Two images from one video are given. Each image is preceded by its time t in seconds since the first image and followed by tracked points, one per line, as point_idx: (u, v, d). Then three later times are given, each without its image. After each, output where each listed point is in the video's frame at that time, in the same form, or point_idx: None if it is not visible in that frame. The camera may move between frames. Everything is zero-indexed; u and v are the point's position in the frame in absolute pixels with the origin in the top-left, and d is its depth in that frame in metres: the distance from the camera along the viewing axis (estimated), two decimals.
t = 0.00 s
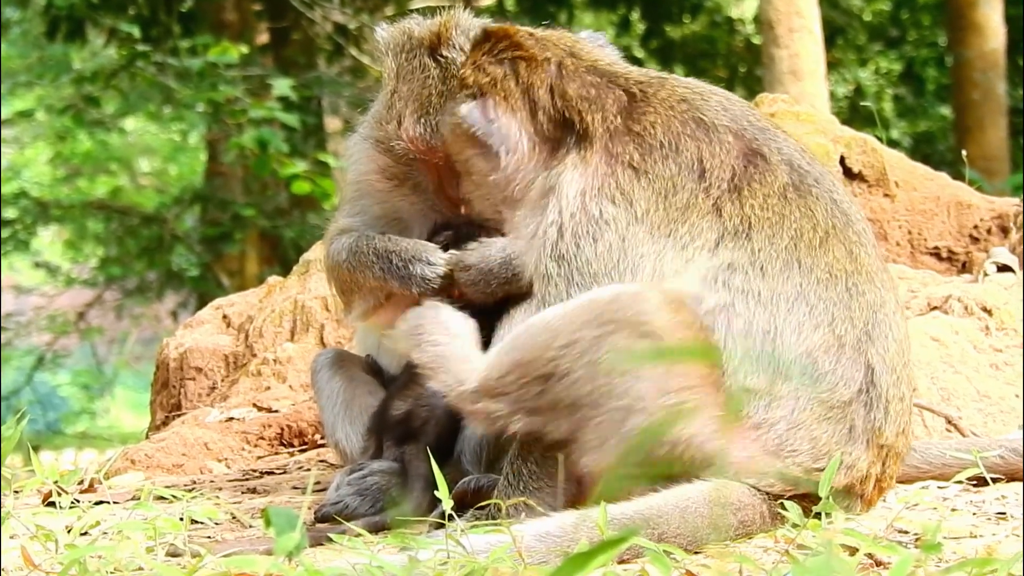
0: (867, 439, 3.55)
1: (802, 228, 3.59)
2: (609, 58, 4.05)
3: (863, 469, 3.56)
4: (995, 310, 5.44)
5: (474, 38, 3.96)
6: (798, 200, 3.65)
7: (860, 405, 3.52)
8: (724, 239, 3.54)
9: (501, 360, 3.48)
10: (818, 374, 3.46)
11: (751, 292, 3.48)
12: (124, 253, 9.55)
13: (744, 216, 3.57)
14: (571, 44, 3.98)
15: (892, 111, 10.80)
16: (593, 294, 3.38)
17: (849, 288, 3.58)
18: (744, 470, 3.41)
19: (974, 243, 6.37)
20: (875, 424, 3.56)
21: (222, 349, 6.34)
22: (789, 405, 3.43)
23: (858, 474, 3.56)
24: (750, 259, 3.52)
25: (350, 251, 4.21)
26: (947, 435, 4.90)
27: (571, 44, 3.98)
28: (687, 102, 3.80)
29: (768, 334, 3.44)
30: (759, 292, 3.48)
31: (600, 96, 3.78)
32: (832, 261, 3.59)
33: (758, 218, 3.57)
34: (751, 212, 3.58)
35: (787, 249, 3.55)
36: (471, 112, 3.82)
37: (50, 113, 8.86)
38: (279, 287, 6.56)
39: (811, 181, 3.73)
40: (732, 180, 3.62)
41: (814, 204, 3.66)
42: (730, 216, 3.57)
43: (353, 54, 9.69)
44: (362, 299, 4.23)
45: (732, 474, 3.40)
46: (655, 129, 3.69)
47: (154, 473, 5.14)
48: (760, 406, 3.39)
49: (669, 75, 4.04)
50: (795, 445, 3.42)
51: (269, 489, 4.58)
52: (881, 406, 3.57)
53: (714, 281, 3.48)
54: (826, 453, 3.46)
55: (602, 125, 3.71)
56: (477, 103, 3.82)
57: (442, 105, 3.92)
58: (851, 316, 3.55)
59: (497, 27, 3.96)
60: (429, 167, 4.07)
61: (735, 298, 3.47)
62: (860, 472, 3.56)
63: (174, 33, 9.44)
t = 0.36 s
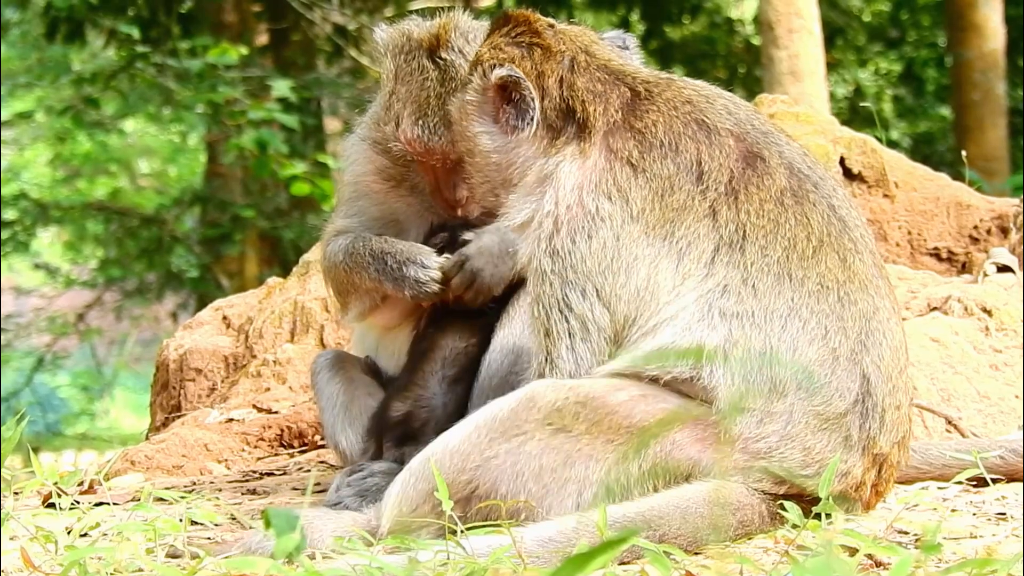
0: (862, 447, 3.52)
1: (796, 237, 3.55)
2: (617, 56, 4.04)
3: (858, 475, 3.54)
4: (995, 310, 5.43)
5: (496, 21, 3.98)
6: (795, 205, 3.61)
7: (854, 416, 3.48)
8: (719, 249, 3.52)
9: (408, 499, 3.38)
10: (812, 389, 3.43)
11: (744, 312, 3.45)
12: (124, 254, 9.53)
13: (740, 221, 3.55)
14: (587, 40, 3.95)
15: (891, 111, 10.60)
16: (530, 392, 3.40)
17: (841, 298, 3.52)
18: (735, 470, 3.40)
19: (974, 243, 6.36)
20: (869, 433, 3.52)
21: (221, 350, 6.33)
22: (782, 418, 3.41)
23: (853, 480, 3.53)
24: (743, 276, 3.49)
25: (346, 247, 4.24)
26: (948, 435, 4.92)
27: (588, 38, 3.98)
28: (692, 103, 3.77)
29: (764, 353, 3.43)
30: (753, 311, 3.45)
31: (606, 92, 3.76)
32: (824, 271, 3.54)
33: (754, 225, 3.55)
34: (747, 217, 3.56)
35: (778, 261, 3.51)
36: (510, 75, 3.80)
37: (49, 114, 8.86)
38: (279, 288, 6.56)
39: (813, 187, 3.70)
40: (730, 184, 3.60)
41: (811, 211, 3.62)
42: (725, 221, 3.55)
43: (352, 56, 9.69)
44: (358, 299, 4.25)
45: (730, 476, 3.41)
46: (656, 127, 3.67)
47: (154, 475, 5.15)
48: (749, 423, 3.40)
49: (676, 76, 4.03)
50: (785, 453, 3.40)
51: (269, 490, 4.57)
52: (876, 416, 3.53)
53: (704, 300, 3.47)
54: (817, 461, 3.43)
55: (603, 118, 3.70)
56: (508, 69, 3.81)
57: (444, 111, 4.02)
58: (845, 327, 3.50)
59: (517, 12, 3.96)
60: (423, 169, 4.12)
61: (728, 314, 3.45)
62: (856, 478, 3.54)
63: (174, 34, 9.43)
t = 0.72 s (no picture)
0: (866, 449, 3.53)
1: (797, 239, 3.56)
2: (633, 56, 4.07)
3: (861, 477, 3.55)
4: (994, 311, 5.42)
5: None
6: (798, 208, 3.62)
7: (859, 418, 3.49)
8: (722, 254, 3.52)
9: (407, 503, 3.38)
10: (816, 392, 3.44)
11: (746, 319, 3.45)
12: (124, 256, 9.54)
13: (743, 224, 3.55)
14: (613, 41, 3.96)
15: (891, 112, 10.63)
16: (531, 401, 3.38)
17: (840, 301, 3.53)
18: (737, 475, 3.42)
19: (973, 245, 6.36)
20: (873, 435, 3.53)
21: (221, 351, 6.33)
22: (788, 425, 3.42)
23: (856, 482, 3.54)
24: (743, 281, 3.49)
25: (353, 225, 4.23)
26: (947, 436, 4.93)
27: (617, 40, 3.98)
28: (702, 107, 3.78)
29: (766, 357, 3.43)
30: (753, 318, 3.45)
31: (616, 94, 3.77)
32: (824, 274, 3.54)
33: (756, 228, 3.55)
34: (750, 220, 3.56)
35: (779, 265, 3.51)
36: (578, 43, 3.77)
37: (49, 116, 8.88)
38: (278, 289, 6.56)
39: (814, 191, 3.70)
40: (734, 187, 3.60)
41: (812, 214, 3.63)
42: (728, 224, 3.55)
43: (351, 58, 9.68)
44: (360, 276, 4.20)
45: (732, 476, 3.42)
46: (666, 131, 3.67)
47: (153, 477, 5.15)
48: (749, 430, 3.41)
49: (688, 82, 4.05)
50: (788, 457, 3.41)
51: (268, 492, 4.57)
52: (879, 417, 3.54)
53: (706, 305, 3.47)
54: (820, 464, 3.44)
55: (619, 118, 3.72)
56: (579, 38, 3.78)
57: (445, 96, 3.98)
58: (845, 329, 3.51)
59: None
60: (428, 164, 4.17)
61: (729, 320, 3.45)
62: (858, 481, 3.54)
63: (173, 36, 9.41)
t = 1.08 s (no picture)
0: (868, 450, 3.52)
1: (814, 237, 3.55)
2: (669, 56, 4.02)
3: (863, 479, 3.54)
4: (995, 313, 5.42)
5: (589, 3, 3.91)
6: (815, 208, 3.61)
7: (863, 418, 3.49)
8: (744, 253, 3.51)
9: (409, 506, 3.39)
10: (822, 393, 3.44)
11: (756, 320, 3.45)
12: (124, 257, 9.55)
13: (763, 222, 3.54)
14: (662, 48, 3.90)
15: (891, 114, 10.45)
16: (534, 404, 3.38)
17: (848, 302, 3.52)
18: (739, 476, 3.42)
19: (974, 246, 6.37)
20: (875, 437, 3.53)
21: (222, 353, 6.33)
22: (793, 427, 3.42)
23: (858, 483, 3.54)
24: (757, 281, 3.48)
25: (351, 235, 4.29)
26: (948, 438, 4.94)
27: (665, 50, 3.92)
28: (733, 105, 3.74)
29: (773, 358, 3.43)
30: (763, 319, 3.45)
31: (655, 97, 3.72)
32: (835, 274, 3.53)
33: (775, 227, 3.54)
34: (771, 218, 3.55)
35: (793, 263, 3.50)
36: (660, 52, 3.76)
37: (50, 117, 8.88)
38: (279, 291, 6.55)
39: (830, 191, 3.69)
40: (756, 186, 3.58)
41: (828, 212, 3.62)
42: (752, 222, 3.54)
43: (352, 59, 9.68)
44: (360, 285, 4.29)
45: (732, 478, 3.42)
46: (701, 129, 3.63)
47: (154, 478, 5.16)
48: (753, 433, 3.42)
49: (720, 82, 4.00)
50: (791, 458, 3.41)
51: (270, 494, 4.58)
52: (883, 418, 3.54)
53: (720, 307, 3.47)
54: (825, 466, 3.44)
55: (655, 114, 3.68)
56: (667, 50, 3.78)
57: (451, 110, 4.16)
58: (851, 330, 3.50)
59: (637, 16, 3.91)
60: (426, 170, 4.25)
61: (739, 322, 3.45)
62: (859, 483, 3.54)
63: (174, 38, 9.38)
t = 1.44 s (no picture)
0: (867, 455, 3.53)
1: (835, 246, 3.55)
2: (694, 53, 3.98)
3: (861, 482, 3.54)
4: (996, 314, 5.41)
5: None
6: (838, 216, 3.60)
7: (865, 426, 3.50)
8: (769, 255, 3.51)
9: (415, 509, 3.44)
10: (828, 400, 3.45)
11: (768, 325, 3.46)
12: (125, 258, 9.57)
13: (790, 227, 3.53)
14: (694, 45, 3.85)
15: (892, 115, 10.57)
16: (530, 406, 3.38)
17: (860, 312, 3.53)
18: (737, 477, 3.43)
19: (974, 247, 6.38)
20: (876, 444, 3.54)
21: (222, 354, 6.33)
22: (796, 432, 3.43)
23: (856, 486, 3.54)
24: (774, 286, 3.49)
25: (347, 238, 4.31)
26: (948, 439, 4.94)
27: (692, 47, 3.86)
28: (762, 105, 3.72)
29: (783, 362, 3.44)
30: (777, 324, 3.46)
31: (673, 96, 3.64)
32: (849, 283, 3.54)
33: (800, 232, 3.54)
34: (797, 223, 3.54)
35: (812, 271, 3.51)
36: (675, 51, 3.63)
37: (50, 118, 8.88)
38: (280, 292, 6.55)
39: (851, 201, 3.68)
40: (785, 189, 3.57)
41: (849, 222, 3.62)
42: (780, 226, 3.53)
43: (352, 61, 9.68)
44: (358, 287, 4.32)
45: (731, 478, 3.43)
46: (730, 130, 3.58)
47: (154, 480, 5.16)
48: (755, 438, 3.43)
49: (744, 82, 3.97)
50: (791, 460, 3.43)
51: (270, 494, 4.57)
52: (885, 426, 3.55)
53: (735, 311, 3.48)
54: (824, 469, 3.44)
55: (684, 109, 3.62)
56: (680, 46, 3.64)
57: (452, 110, 4.13)
58: (862, 340, 3.51)
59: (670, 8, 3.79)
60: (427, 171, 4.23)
61: (752, 326, 3.46)
62: (858, 485, 3.53)
63: (175, 39, 9.34)
